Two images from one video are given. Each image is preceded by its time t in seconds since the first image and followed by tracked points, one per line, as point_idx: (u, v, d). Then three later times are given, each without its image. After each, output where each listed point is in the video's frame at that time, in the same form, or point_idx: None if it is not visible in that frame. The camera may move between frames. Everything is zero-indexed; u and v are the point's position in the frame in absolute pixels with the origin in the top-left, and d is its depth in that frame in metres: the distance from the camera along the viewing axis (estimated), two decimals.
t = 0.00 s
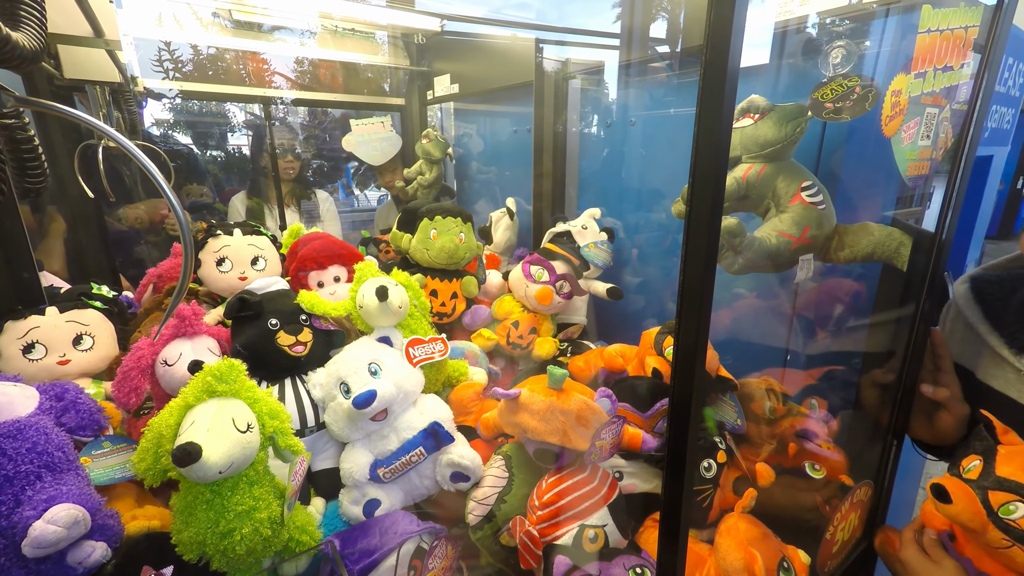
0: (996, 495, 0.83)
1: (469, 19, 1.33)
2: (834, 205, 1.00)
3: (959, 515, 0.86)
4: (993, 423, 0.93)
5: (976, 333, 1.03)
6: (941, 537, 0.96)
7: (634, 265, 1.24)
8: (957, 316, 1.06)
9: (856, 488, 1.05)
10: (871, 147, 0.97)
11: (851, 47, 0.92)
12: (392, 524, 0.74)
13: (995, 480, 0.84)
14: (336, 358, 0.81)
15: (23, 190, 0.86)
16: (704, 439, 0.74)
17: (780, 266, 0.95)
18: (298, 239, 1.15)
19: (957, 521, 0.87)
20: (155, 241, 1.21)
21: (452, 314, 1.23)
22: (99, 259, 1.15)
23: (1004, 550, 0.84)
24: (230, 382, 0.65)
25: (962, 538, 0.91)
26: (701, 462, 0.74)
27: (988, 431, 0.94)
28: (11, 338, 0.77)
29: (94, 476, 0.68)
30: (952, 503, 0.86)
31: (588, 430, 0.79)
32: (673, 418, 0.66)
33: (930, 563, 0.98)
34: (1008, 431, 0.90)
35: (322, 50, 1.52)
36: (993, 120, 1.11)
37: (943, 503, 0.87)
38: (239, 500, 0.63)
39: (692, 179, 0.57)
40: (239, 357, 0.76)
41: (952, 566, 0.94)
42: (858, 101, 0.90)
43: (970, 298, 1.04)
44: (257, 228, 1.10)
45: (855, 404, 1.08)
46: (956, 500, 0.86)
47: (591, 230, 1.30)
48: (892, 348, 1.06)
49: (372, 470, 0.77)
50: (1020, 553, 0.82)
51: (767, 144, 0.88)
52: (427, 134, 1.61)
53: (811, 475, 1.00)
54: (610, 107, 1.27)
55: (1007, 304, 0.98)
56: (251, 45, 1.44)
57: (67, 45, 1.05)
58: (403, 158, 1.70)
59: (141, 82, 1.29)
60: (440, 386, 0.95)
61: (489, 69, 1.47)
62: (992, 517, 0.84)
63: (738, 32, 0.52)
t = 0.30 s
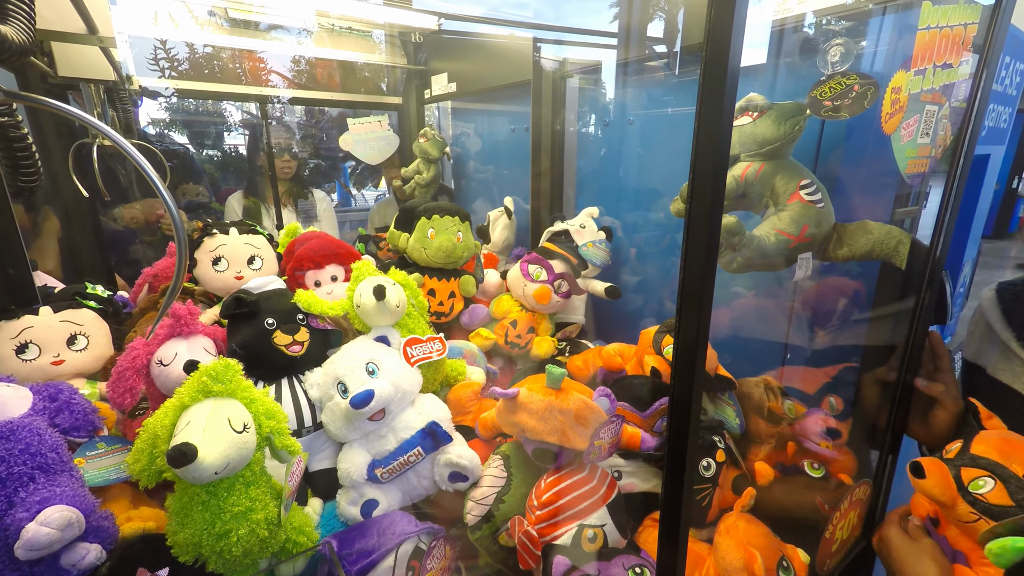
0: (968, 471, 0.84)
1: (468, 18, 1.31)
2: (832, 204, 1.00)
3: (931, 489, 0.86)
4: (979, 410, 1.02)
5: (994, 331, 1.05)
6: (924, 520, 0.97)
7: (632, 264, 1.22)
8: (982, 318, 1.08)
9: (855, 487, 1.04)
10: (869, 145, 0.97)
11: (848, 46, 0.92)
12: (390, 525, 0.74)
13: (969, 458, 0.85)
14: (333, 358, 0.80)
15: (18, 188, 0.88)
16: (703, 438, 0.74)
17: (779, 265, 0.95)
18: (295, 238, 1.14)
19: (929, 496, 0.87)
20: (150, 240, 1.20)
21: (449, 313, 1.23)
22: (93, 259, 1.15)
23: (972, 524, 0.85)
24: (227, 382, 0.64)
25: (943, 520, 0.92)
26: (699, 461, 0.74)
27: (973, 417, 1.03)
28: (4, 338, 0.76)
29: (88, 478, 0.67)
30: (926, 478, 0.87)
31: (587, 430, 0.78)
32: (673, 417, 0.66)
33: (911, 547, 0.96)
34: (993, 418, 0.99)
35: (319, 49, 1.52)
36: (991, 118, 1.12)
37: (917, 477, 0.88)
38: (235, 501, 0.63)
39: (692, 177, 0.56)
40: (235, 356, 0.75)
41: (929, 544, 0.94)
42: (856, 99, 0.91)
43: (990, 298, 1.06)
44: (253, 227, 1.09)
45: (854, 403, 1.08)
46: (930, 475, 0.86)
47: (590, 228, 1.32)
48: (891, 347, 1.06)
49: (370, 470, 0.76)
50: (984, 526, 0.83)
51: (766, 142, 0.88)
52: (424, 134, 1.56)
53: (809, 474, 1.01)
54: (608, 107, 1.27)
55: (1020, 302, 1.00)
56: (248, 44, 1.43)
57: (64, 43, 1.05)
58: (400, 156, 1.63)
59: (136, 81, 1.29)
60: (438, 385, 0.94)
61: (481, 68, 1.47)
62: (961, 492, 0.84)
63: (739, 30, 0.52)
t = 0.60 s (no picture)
0: (956, 473, 0.84)
1: (466, 18, 1.31)
2: (830, 204, 1.00)
3: (923, 495, 0.85)
4: (958, 410, 1.00)
5: (975, 330, 1.04)
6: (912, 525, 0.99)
7: (631, 263, 1.23)
8: (960, 317, 1.06)
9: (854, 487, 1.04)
10: (867, 145, 0.98)
11: (846, 47, 0.93)
12: (389, 525, 0.74)
13: (954, 459, 0.86)
14: (332, 358, 0.80)
15: (16, 188, 0.87)
16: (702, 437, 0.74)
17: (777, 265, 0.95)
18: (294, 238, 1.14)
19: (921, 501, 0.86)
20: (149, 240, 1.19)
21: (448, 313, 1.23)
22: (92, 259, 1.14)
23: (965, 527, 0.84)
24: (226, 382, 0.64)
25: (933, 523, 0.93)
26: (698, 461, 0.74)
27: (952, 418, 1.00)
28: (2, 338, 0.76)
29: (86, 478, 0.67)
30: (917, 483, 0.85)
31: (586, 429, 0.78)
32: (671, 417, 0.66)
33: (903, 548, 0.97)
34: (971, 418, 0.98)
35: (318, 49, 1.52)
36: (988, 118, 1.12)
37: (908, 483, 0.86)
38: (234, 501, 0.63)
39: (691, 177, 0.56)
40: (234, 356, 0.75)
41: (921, 548, 0.95)
42: (854, 99, 0.91)
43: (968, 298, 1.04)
44: (252, 227, 1.09)
45: (852, 403, 1.08)
46: (920, 480, 0.85)
47: (588, 228, 1.31)
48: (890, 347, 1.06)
49: (369, 470, 0.76)
50: (978, 528, 0.82)
51: (764, 142, 0.88)
52: (423, 134, 1.57)
53: (808, 473, 1.01)
54: (606, 107, 1.27)
55: (1000, 302, 0.99)
56: (247, 44, 1.43)
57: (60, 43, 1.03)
58: (400, 156, 1.63)
59: (134, 81, 1.29)
60: (437, 385, 0.94)
61: (481, 67, 1.46)
62: (952, 494, 0.84)
63: (737, 31, 0.52)
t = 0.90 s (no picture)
0: (963, 480, 0.85)
1: (465, 18, 1.31)
2: (828, 204, 1.00)
3: (929, 503, 0.86)
4: (951, 412, 0.95)
5: (966, 331, 1.06)
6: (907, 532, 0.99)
7: (630, 264, 1.24)
8: (951, 319, 1.08)
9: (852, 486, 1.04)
10: (864, 146, 0.98)
11: (844, 47, 0.93)
12: (388, 525, 0.74)
13: (959, 464, 0.86)
14: (330, 358, 0.80)
15: (13, 188, 0.87)
16: (700, 437, 0.74)
17: (775, 265, 0.96)
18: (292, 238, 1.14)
19: (926, 509, 0.87)
20: (147, 240, 1.19)
21: (447, 313, 1.23)
22: (90, 259, 1.14)
23: (975, 536, 0.85)
24: (223, 382, 0.64)
25: (931, 530, 0.94)
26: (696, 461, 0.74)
27: (947, 420, 0.95)
28: None
29: (84, 479, 0.67)
30: (923, 492, 0.86)
31: (584, 429, 0.78)
32: (669, 418, 0.66)
33: (904, 561, 0.97)
34: (966, 421, 0.93)
35: (317, 49, 1.51)
36: (986, 118, 1.12)
37: (913, 491, 0.87)
38: (232, 501, 0.63)
39: (687, 178, 0.56)
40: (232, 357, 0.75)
41: (921, 557, 0.95)
42: (850, 100, 0.91)
43: (961, 301, 1.06)
44: (250, 227, 1.09)
45: (850, 403, 1.08)
46: (926, 488, 0.86)
47: (587, 228, 1.30)
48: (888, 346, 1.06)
49: (367, 470, 0.76)
50: (991, 537, 0.83)
51: (762, 142, 0.88)
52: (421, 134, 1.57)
53: (806, 473, 1.01)
54: (605, 107, 1.29)
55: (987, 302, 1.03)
56: (245, 44, 1.43)
57: (56, 42, 1.04)
58: (398, 156, 1.62)
59: (132, 81, 1.29)
60: (435, 385, 0.94)
61: (484, 67, 1.43)
62: (961, 503, 0.84)
63: (733, 33, 0.52)
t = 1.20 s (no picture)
0: (946, 474, 0.85)
1: (462, 19, 1.31)
2: (824, 204, 1.01)
3: (912, 496, 0.87)
4: (942, 411, 0.96)
5: (960, 334, 1.07)
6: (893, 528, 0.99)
7: (627, 264, 1.21)
8: (945, 322, 1.09)
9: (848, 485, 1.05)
10: (860, 147, 0.98)
11: (840, 48, 0.93)
12: (386, 526, 0.74)
13: (944, 459, 0.87)
14: (328, 359, 0.80)
15: (9, 189, 0.87)
16: (697, 437, 0.75)
17: (772, 265, 0.96)
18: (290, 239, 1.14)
19: (909, 503, 0.88)
20: (144, 241, 1.18)
21: (445, 313, 1.24)
22: (87, 260, 1.14)
23: (955, 529, 0.86)
24: (221, 383, 0.64)
25: (918, 525, 0.94)
26: (693, 460, 0.74)
27: (937, 419, 0.96)
28: None
29: (81, 480, 0.67)
30: (907, 485, 0.87)
31: (582, 429, 0.79)
32: (665, 418, 0.67)
33: (890, 554, 0.96)
34: (956, 419, 0.94)
35: (314, 49, 1.51)
36: (980, 120, 1.13)
37: (897, 484, 0.88)
38: (230, 502, 0.63)
39: (683, 179, 0.56)
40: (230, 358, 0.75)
41: (905, 552, 0.96)
42: (847, 101, 0.92)
43: (955, 305, 1.07)
44: (248, 228, 1.08)
45: (847, 402, 1.09)
46: (910, 481, 0.87)
47: (585, 228, 1.31)
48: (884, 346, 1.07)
49: (366, 471, 0.76)
50: (969, 529, 0.84)
51: (759, 144, 0.89)
52: (419, 134, 1.58)
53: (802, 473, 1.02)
54: (603, 107, 1.29)
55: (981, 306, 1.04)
56: (242, 44, 1.42)
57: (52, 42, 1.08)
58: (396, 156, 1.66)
59: (129, 82, 1.28)
60: (433, 386, 0.94)
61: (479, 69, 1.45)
62: (943, 496, 0.85)
63: (728, 35, 0.52)
